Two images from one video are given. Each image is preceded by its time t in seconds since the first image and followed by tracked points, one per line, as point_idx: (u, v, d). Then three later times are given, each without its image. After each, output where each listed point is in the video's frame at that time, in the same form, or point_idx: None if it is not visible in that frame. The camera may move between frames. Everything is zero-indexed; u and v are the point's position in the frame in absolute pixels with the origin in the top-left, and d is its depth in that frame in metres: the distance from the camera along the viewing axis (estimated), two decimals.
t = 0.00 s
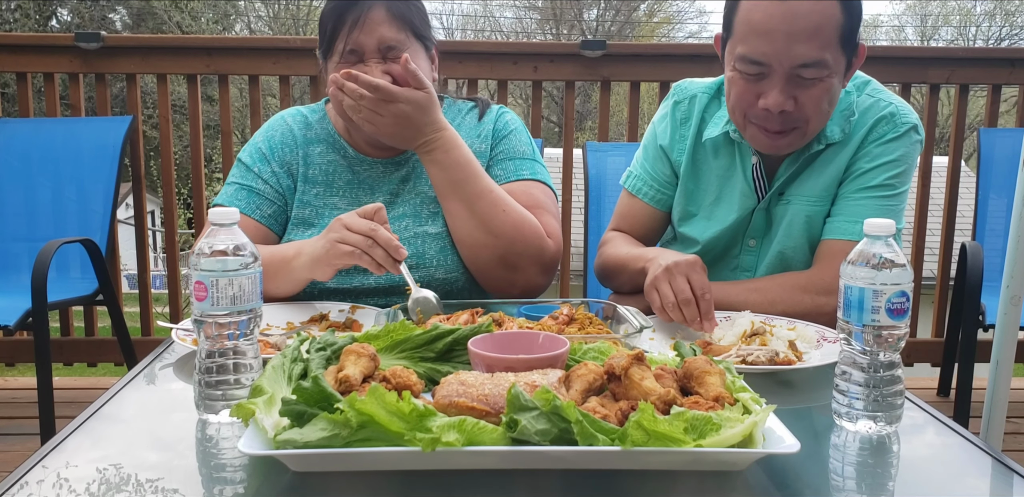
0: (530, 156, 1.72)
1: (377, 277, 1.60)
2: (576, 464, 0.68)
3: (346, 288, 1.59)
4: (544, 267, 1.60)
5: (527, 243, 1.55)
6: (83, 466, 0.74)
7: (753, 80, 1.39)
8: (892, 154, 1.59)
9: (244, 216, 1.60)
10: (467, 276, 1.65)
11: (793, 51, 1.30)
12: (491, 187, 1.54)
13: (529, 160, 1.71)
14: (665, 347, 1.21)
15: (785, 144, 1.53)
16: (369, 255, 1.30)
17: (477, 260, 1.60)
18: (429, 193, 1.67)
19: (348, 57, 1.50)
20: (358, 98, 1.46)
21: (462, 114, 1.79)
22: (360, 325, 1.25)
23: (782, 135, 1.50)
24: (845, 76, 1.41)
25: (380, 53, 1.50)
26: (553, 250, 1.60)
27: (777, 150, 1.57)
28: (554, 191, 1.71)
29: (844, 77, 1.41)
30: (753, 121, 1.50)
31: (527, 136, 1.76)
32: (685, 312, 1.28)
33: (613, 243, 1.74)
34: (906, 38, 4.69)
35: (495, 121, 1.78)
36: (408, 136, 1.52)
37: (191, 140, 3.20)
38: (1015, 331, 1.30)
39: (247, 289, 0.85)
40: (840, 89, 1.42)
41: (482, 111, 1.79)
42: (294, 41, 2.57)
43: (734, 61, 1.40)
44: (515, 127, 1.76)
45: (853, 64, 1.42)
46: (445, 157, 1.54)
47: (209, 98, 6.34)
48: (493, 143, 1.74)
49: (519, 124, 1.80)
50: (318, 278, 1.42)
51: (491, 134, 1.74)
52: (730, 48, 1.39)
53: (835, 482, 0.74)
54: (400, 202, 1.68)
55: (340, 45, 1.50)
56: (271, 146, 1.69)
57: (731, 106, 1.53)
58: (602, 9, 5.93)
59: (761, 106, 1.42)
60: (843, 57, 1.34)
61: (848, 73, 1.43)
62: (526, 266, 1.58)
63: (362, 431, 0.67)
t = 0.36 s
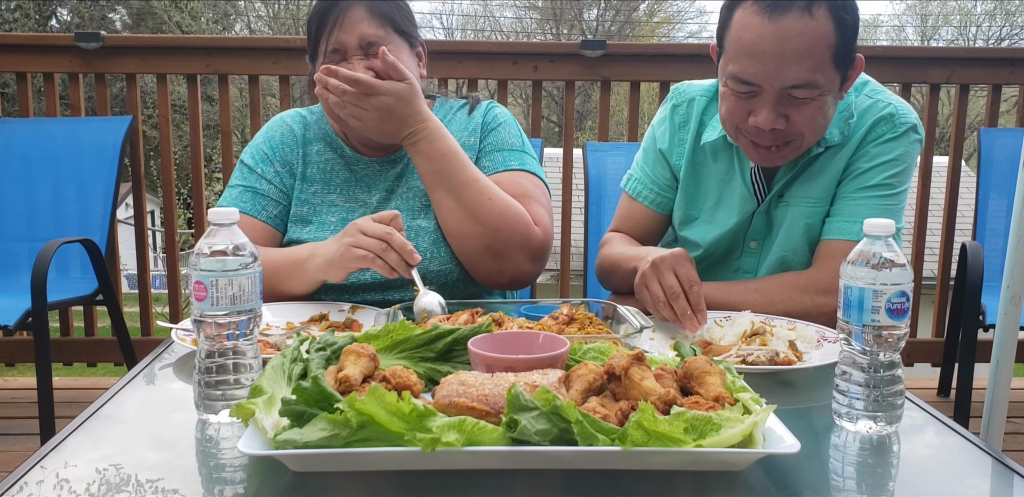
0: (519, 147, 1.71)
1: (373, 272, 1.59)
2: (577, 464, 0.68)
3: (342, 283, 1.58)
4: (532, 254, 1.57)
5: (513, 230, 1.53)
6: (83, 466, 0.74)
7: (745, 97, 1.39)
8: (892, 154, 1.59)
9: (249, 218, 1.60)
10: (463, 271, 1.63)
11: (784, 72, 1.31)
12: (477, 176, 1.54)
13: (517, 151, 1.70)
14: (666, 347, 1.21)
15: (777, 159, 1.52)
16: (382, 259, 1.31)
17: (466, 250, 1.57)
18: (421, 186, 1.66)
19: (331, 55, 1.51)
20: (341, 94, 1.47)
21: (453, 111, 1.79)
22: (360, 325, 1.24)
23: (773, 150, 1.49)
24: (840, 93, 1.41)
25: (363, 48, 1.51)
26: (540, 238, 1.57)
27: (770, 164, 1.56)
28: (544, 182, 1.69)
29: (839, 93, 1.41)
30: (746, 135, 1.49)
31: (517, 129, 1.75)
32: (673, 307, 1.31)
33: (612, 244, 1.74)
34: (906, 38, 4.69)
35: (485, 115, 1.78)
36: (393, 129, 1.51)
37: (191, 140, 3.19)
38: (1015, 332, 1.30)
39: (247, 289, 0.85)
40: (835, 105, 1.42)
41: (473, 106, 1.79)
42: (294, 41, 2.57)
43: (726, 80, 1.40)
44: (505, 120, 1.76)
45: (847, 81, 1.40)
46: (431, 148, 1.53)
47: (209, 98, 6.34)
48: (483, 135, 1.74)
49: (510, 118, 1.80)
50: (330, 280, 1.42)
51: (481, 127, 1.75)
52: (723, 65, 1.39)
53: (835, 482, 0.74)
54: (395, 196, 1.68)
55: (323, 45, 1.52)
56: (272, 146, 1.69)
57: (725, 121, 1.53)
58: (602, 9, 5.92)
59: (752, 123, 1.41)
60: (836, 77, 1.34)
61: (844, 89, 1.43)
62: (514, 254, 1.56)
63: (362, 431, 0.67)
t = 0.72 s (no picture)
0: (516, 146, 1.72)
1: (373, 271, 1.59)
2: (576, 464, 0.68)
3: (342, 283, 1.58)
4: (531, 251, 1.58)
5: (511, 226, 1.53)
6: (83, 467, 0.74)
7: (752, 93, 1.39)
8: (891, 155, 1.59)
9: (252, 219, 1.60)
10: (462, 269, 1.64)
11: (791, 68, 1.31)
12: (474, 174, 1.54)
13: (515, 149, 1.70)
14: (665, 346, 1.21)
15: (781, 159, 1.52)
16: (381, 265, 1.31)
17: (463, 248, 1.58)
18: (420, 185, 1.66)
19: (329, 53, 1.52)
20: (338, 93, 1.47)
21: (452, 112, 1.80)
22: (360, 325, 1.24)
23: (777, 150, 1.49)
24: (846, 94, 1.41)
25: (360, 46, 1.51)
26: (538, 235, 1.57)
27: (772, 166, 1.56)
28: (542, 180, 1.70)
29: (845, 95, 1.41)
30: (750, 135, 1.49)
31: (514, 128, 1.76)
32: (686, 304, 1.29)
33: (609, 237, 1.74)
34: (906, 38, 4.70)
35: (483, 115, 1.78)
36: (390, 128, 1.50)
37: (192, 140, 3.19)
38: (1015, 331, 1.30)
39: (247, 289, 0.85)
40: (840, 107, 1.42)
41: (471, 106, 1.80)
42: (294, 41, 2.57)
43: (734, 75, 1.40)
44: (502, 119, 1.77)
45: (853, 83, 1.41)
46: (427, 147, 1.52)
47: (210, 98, 6.34)
48: (481, 135, 1.74)
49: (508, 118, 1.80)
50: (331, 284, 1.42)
51: (479, 126, 1.75)
52: (732, 60, 1.40)
53: (834, 482, 0.74)
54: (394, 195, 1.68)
55: (321, 43, 1.53)
56: (273, 146, 1.70)
57: (730, 120, 1.53)
58: (602, 9, 5.91)
59: (758, 120, 1.41)
60: (843, 76, 1.34)
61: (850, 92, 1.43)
62: (512, 250, 1.56)
63: (362, 431, 0.67)
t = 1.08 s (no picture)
0: (522, 150, 1.71)
1: (377, 273, 1.59)
2: (576, 464, 0.68)
3: (347, 285, 1.59)
4: (534, 256, 1.57)
5: (516, 231, 1.52)
6: (83, 467, 0.74)
7: (761, 91, 1.39)
8: (895, 155, 1.59)
9: (253, 216, 1.60)
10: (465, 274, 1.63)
11: (800, 64, 1.31)
12: (481, 179, 1.54)
13: (521, 154, 1.70)
14: (665, 347, 1.21)
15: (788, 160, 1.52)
16: (370, 246, 1.29)
17: (467, 251, 1.57)
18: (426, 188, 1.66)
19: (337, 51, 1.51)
20: (346, 96, 1.47)
21: (458, 113, 1.80)
22: (360, 325, 1.24)
23: (785, 149, 1.49)
24: (853, 92, 1.41)
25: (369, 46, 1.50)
26: (543, 240, 1.57)
27: (780, 166, 1.56)
28: (546, 184, 1.69)
29: (852, 93, 1.41)
30: (757, 134, 1.50)
31: (520, 132, 1.75)
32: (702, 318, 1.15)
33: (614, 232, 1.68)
34: (906, 38, 4.69)
35: (489, 118, 1.78)
36: (396, 132, 1.51)
37: (191, 140, 3.19)
38: (1015, 332, 1.30)
39: (247, 288, 0.85)
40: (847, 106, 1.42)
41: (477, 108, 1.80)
42: (294, 41, 2.57)
43: (742, 73, 1.40)
44: (508, 123, 1.77)
45: (861, 82, 1.41)
46: (434, 151, 1.53)
47: (209, 98, 6.33)
48: (486, 139, 1.74)
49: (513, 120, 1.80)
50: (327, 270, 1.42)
51: (485, 130, 1.75)
52: (740, 57, 1.39)
53: (835, 482, 0.74)
54: (399, 198, 1.68)
55: (330, 42, 1.52)
56: (278, 144, 1.70)
57: (738, 119, 1.53)
58: (602, 8, 5.89)
59: (767, 117, 1.41)
60: (852, 73, 1.35)
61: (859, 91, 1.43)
62: (517, 255, 1.55)
63: (362, 431, 0.67)
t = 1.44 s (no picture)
0: (536, 163, 1.72)
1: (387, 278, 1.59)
2: (575, 464, 0.68)
3: (356, 288, 1.59)
4: (551, 271, 1.60)
5: (533, 249, 1.55)
6: (83, 466, 0.74)
7: (768, 89, 1.39)
8: (899, 156, 1.59)
9: (252, 198, 1.60)
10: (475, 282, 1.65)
11: (808, 63, 1.31)
12: (496, 199, 1.53)
13: (535, 167, 1.70)
14: (665, 346, 1.21)
15: (795, 155, 1.51)
16: (335, 243, 1.29)
17: (485, 267, 1.60)
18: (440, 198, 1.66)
19: (348, 58, 1.49)
20: (357, 118, 1.46)
21: (468, 118, 1.79)
22: (360, 325, 1.24)
23: (791, 145, 1.48)
24: (859, 92, 1.42)
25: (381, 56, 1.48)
26: (559, 255, 1.60)
27: (785, 161, 1.55)
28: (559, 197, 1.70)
29: (858, 93, 1.41)
30: (764, 130, 1.48)
31: (532, 145, 1.76)
32: (702, 331, 1.15)
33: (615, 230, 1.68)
34: (906, 38, 4.69)
35: (502, 126, 1.78)
36: (410, 152, 1.50)
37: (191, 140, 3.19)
38: (1015, 332, 1.30)
39: (247, 288, 0.85)
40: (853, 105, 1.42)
41: (489, 115, 1.80)
42: (294, 41, 2.57)
43: (750, 70, 1.40)
44: (521, 133, 1.77)
45: (867, 83, 1.42)
46: (448, 172, 1.52)
47: (209, 98, 6.33)
48: (500, 150, 1.74)
49: (525, 132, 1.81)
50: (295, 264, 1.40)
51: (499, 140, 1.75)
52: (748, 54, 1.39)
53: (835, 482, 0.74)
54: (411, 204, 1.67)
55: (341, 47, 1.49)
56: (287, 135, 1.69)
57: (744, 115, 1.51)
58: (602, 8, 5.88)
59: (773, 115, 1.40)
60: (859, 73, 1.35)
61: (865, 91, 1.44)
62: (533, 270, 1.58)
63: (362, 431, 0.67)
